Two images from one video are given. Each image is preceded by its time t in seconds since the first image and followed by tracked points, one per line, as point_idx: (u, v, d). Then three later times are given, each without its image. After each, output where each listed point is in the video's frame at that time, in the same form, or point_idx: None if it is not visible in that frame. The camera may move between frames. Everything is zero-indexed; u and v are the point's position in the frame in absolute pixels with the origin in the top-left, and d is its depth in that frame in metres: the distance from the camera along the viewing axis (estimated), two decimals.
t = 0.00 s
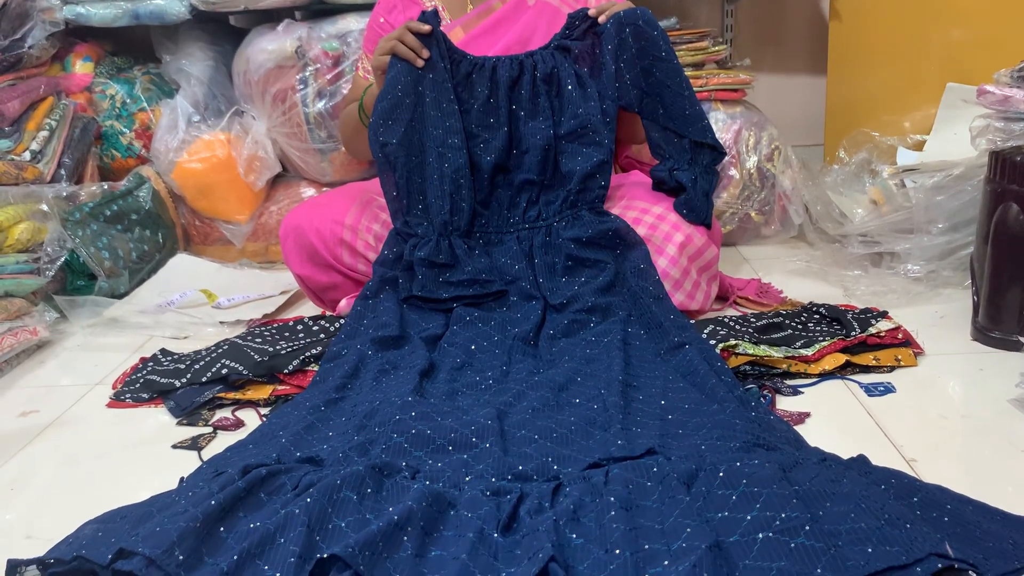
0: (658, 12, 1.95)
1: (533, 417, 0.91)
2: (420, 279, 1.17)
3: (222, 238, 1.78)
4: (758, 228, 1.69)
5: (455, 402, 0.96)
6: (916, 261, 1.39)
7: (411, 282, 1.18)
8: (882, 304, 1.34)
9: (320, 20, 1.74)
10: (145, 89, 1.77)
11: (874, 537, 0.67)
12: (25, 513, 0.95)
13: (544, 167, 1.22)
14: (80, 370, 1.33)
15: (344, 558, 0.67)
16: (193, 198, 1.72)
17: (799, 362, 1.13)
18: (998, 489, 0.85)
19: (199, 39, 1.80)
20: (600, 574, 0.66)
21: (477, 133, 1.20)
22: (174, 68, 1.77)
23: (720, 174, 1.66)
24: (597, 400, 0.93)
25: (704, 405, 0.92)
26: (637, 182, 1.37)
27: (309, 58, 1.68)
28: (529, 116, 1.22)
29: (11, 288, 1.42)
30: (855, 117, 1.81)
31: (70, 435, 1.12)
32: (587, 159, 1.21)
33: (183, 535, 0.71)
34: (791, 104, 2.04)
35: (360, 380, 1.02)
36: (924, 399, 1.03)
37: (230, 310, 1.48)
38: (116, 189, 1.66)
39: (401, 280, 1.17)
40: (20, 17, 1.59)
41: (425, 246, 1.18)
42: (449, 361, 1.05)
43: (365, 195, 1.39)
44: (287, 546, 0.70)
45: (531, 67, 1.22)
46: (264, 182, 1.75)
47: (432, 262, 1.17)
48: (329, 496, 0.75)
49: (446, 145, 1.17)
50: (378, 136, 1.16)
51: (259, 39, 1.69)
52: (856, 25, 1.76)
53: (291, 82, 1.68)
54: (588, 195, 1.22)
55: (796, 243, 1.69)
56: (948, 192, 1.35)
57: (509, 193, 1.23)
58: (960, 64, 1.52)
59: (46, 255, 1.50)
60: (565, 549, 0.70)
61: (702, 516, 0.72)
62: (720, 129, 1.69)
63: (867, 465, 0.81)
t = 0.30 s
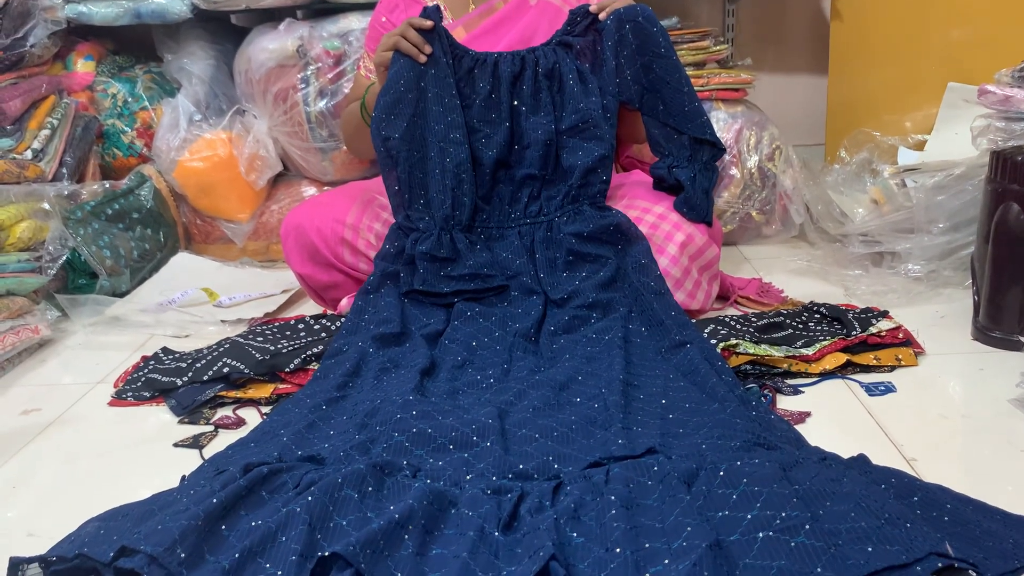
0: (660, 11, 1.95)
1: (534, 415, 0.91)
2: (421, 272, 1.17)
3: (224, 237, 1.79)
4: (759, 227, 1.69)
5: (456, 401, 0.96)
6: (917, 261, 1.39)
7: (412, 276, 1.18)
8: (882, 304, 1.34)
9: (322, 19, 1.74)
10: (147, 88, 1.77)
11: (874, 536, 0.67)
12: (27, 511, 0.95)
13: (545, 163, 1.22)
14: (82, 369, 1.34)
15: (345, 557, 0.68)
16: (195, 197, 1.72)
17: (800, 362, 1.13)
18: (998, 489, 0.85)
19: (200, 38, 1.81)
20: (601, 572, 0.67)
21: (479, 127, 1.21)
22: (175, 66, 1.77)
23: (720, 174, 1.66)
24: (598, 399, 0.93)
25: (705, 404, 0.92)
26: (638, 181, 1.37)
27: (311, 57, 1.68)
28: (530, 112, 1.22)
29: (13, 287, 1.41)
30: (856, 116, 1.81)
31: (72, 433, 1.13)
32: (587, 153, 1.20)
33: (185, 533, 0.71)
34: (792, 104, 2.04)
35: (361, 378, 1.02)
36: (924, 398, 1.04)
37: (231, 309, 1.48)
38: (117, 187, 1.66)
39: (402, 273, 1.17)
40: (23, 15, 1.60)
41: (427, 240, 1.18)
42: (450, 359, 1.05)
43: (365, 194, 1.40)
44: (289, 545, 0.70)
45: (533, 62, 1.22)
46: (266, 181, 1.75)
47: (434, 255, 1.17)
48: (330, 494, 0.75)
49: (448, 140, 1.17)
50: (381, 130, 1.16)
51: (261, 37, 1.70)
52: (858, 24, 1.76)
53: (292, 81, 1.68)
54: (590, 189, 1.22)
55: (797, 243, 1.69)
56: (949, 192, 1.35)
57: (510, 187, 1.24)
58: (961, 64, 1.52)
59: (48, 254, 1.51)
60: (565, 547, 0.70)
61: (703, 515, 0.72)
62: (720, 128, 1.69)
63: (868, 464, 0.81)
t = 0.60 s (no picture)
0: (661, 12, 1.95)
1: (535, 414, 0.91)
2: (423, 284, 1.17)
3: (225, 235, 1.79)
4: (760, 227, 1.70)
5: (457, 400, 0.96)
6: (918, 261, 1.39)
7: (413, 287, 1.18)
8: (883, 304, 1.34)
9: (323, 18, 1.73)
10: (148, 87, 1.77)
11: (875, 536, 0.67)
12: (29, 509, 0.95)
13: (547, 179, 1.23)
14: (83, 367, 1.34)
15: (347, 555, 0.68)
16: (196, 195, 1.72)
17: (801, 362, 1.13)
18: (999, 488, 0.85)
19: (201, 37, 1.81)
20: (602, 572, 0.67)
21: (477, 138, 1.20)
22: (176, 65, 1.76)
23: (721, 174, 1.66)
24: (599, 398, 0.93)
25: (706, 403, 0.92)
26: (639, 181, 1.37)
27: (313, 56, 1.68)
28: (530, 128, 1.21)
29: (14, 285, 1.41)
30: (857, 116, 1.81)
31: (73, 431, 1.13)
32: (587, 168, 1.22)
33: (187, 530, 0.71)
34: (794, 104, 2.04)
35: (362, 378, 1.02)
36: (925, 398, 1.04)
37: (232, 308, 1.48)
38: (119, 186, 1.66)
39: (403, 284, 1.17)
40: (24, 14, 1.59)
41: (429, 252, 1.18)
42: (451, 360, 1.05)
43: (367, 193, 1.39)
44: (290, 543, 0.70)
45: (530, 77, 1.21)
46: (267, 179, 1.76)
47: (435, 267, 1.17)
48: (332, 493, 0.75)
49: (448, 149, 1.17)
50: (382, 142, 1.16)
51: (262, 36, 1.70)
52: (860, 24, 1.76)
53: (294, 80, 1.68)
54: (588, 202, 1.22)
55: (798, 243, 1.69)
56: (950, 192, 1.35)
57: (511, 201, 1.24)
58: (963, 64, 1.52)
59: (49, 253, 1.49)
60: (566, 546, 0.70)
61: (704, 514, 0.72)
62: (722, 128, 1.69)
63: (869, 464, 0.81)
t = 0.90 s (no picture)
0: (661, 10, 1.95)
1: (535, 413, 0.91)
2: (422, 274, 1.16)
3: (224, 235, 1.79)
4: (760, 226, 1.69)
5: (457, 399, 0.96)
6: (918, 261, 1.39)
7: (413, 278, 1.18)
8: (884, 303, 1.34)
9: (323, 17, 1.73)
10: (148, 85, 1.77)
11: (876, 535, 0.67)
12: (28, 508, 0.95)
13: (547, 169, 1.23)
14: (82, 366, 1.33)
15: (346, 554, 0.67)
16: (196, 194, 1.72)
17: (801, 361, 1.13)
18: (999, 488, 0.85)
19: (201, 36, 1.81)
20: (602, 571, 0.66)
21: (475, 129, 1.19)
22: (176, 64, 1.76)
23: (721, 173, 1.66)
24: (599, 398, 0.93)
25: (706, 402, 0.92)
26: (639, 180, 1.37)
27: (313, 54, 1.68)
28: (528, 120, 1.22)
29: (13, 284, 1.41)
30: (858, 115, 1.81)
31: (73, 430, 1.12)
32: (587, 155, 1.23)
33: (186, 529, 0.71)
34: (795, 103, 2.04)
35: (362, 377, 1.02)
36: (925, 398, 1.04)
37: (231, 307, 1.48)
38: (118, 185, 1.66)
39: (403, 275, 1.17)
40: (23, 12, 1.60)
41: (428, 241, 1.17)
42: (451, 358, 1.05)
43: (366, 192, 1.39)
44: (289, 542, 0.70)
45: (526, 70, 1.21)
46: (266, 179, 1.75)
47: (435, 257, 1.16)
48: (331, 492, 0.75)
49: (446, 140, 1.17)
50: (379, 132, 1.16)
51: (262, 35, 1.70)
52: (862, 23, 1.76)
53: (294, 79, 1.68)
54: (588, 187, 1.23)
55: (798, 243, 1.69)
56: (950, 192, 1.35)
57: (510, 190, 1.23)
58: (964, 63, 1.52)
59: (49, 250, 1.50)
60: (565, 547, 0.70)
61: (704, 514, 0.71)
62: (722, 128, 1.69)
63: (869, 463, 0.81)
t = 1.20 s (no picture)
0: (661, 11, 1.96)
1: (533, 413, 0.91)
2: (421, 274, 1.17)
3: (223, 234, 1.78)
4: (759, 226, 1.69)
5: (455, 398, 0.96)
6: (916, 260, 1.39)
7: (412, 278, 1.18)
8: (882, 303, 1.34)
9: (323, 16, 1.73)
10: (147, 84, 1.77)
11: (873, 536, 0.68)
12: (26, 507, 0.95)
13: (547, 171, 1.23)
14: (80, 365, 1.33)
15: (344, 554, 0.68)
16: (195, 194, 1.72)
17: (799, 361, 1.13)
18: (997, 488, 0.85)
19: (200, 35, 1.81)
20: (599, 570, 0.67)
21: (474, 129, 1.19)
22: (175, 63, 1.76)
23: (720, 173, 1.66)
24: (597, 397, 0.93)
25: (703, 402, 0.92)
26: (638, 180, 1.38)
27: (312, 53, 1.68)
28: (527, 120, 1.22)
29: (11, 283, 1.42)
30: (858, 115, 1.81)
31: (71, 429, 1.13)
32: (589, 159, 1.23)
33: (184, 529, 0.71)
34: (794, 103, 2.04)
35: (360, 376, 1.02)
36: (923, 398, 1.04)
37: (230, 306, 1.48)
38: (117, 184, 1.66)
39: (402, 275, 1.17)
40: (21, 11, 1.61)
41: (427, 241, 1.17)
42: (449, 358, 1.05)
43: (365, 192, 1.39)
44: (287, 541, 0.70)
45: (527, 69, 1.21)
46: (265, 178, 1.75)
47: (434, 256, 1.17)
48: (329, 491, 0.75)
49: (445, 140, 1.17)
50: (378, 133, 1.16)
51: (261, 34, 1.69)
52: (861, 23, 1.76)
53: (293, 78, 1.68)
54: (589, 191, 1.23)
55: (796, 243, 1.69)
56: (948, 192, 1.35)
57: (509, 190, 1.24)
58: (963, 62, 1.52)
59: (47, 250, 1.52)
60: (563, 546, 0.70)
61: (701, 513, 0.72)
62: (721, 127, 1.69)
63: (866, 463, 0.81)
